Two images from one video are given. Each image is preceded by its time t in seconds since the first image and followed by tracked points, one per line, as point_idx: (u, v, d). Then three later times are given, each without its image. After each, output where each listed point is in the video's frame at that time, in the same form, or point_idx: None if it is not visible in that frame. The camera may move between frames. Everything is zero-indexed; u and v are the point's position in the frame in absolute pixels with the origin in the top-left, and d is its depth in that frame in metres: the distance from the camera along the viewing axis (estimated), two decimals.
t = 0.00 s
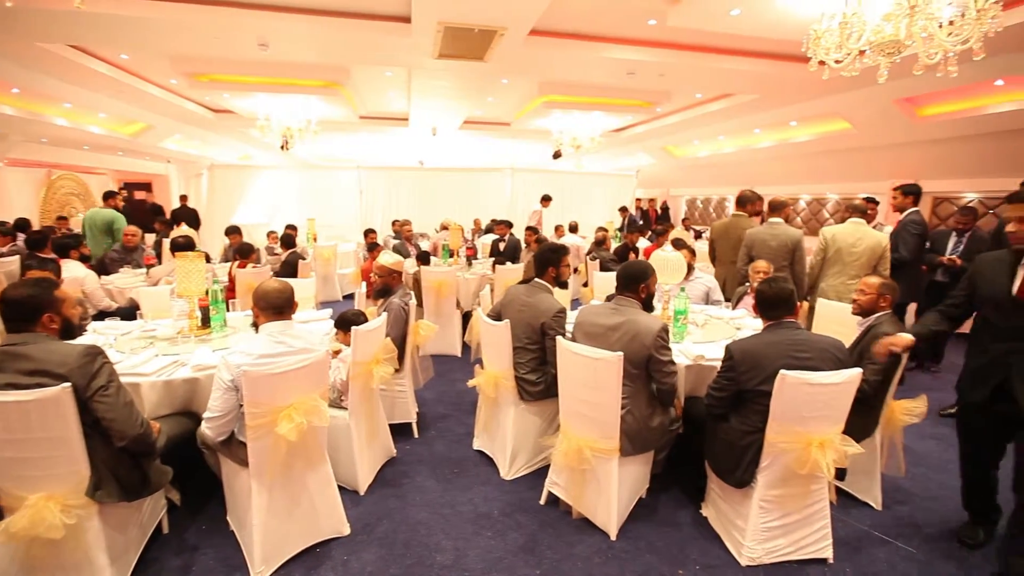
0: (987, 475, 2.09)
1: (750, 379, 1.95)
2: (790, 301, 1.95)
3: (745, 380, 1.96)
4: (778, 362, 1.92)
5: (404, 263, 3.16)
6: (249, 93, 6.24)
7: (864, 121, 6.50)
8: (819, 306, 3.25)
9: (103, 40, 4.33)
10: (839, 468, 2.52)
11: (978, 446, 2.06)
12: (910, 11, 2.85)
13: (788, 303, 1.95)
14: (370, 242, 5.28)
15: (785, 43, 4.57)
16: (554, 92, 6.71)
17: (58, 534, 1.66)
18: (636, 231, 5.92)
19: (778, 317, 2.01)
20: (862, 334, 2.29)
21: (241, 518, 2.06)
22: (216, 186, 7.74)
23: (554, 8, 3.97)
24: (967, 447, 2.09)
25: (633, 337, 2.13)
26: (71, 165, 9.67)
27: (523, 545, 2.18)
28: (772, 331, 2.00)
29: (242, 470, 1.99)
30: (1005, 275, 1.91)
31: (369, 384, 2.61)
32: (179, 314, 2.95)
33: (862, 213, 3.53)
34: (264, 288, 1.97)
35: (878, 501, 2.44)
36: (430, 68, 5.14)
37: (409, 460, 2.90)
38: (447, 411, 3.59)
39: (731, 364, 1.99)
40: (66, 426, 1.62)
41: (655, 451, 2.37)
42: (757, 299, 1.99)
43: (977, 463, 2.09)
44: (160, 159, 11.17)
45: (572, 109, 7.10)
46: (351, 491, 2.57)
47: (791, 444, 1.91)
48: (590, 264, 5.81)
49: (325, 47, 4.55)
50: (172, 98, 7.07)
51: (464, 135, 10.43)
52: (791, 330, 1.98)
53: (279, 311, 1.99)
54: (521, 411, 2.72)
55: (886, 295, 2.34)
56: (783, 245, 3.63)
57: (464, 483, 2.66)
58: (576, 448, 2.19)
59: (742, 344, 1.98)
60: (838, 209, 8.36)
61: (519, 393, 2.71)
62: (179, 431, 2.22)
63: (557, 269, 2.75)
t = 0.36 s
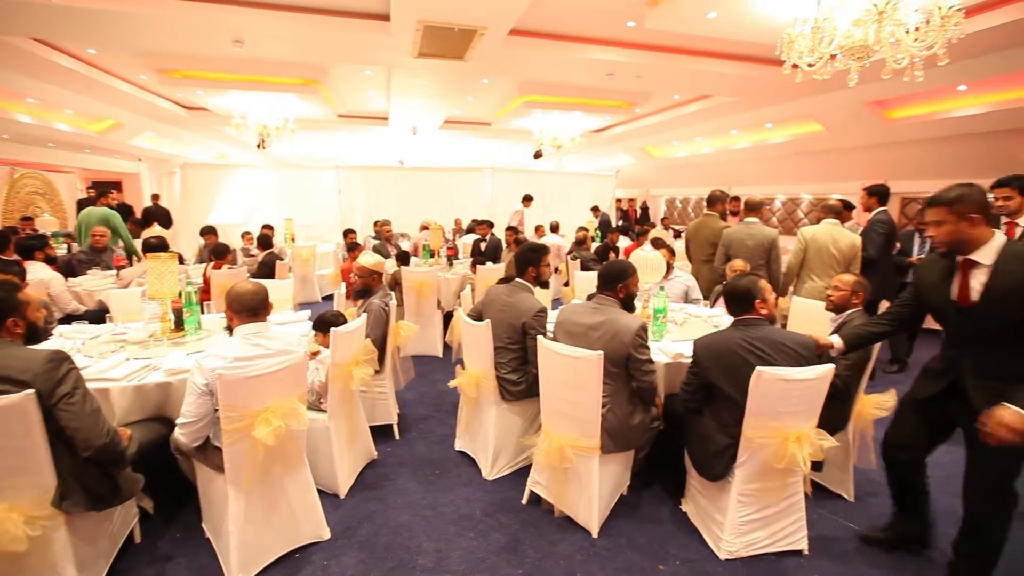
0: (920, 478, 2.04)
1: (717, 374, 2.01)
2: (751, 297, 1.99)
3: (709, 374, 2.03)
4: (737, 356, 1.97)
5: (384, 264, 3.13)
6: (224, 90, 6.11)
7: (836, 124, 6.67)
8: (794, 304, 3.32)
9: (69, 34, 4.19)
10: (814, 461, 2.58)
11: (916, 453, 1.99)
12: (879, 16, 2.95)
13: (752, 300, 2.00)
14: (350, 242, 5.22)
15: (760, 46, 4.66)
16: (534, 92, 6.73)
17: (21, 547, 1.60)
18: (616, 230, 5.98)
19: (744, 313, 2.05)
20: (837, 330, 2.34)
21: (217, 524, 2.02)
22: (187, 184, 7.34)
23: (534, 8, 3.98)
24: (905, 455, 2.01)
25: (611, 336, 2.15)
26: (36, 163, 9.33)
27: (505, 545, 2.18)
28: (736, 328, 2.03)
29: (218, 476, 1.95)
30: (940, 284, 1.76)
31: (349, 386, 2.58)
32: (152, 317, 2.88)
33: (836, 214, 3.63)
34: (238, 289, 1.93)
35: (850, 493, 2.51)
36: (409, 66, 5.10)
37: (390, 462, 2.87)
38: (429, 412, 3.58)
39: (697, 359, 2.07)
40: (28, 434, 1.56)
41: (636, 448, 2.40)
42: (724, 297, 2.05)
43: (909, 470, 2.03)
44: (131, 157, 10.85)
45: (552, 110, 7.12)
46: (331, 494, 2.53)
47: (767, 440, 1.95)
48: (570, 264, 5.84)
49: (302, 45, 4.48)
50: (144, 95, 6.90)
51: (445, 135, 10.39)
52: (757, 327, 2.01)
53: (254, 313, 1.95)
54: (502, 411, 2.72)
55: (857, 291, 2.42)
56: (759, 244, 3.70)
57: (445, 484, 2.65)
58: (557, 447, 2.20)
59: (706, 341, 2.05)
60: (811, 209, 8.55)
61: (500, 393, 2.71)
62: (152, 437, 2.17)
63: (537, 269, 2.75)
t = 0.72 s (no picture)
0: (879, 473, 2.11)
1: (687, 377, 2.05)
2: (715, 298, 2.01)
3: (680, 377, 2.07)
4: (702, 356, 2.01)
5: (364, 264, 3.10)
6: (196, 87, 5.96)
7: (808, 126, 6.83)
8: (767, 302, 3.40)
9: (30, 26, 4.03)
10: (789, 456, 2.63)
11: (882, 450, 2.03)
12: (847, 21, 3.03)
13: (717, 300, 2.02)
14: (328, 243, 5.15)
15: (735, 49, 4.74)
16: (513, 92, 6.73)
17: None
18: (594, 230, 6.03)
19: (709, 313, 2.08)
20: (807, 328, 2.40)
21: (190, 533, 1.97)
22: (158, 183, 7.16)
23: (512, 8, 3.98)
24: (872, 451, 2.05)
25: (585, 338, 2.17)
26: None
27: (486, 546, 2.17)
28: (703, 329, 2.07)
29: (192, 482, 1.91)
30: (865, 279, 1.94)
31: (328, 389, 2.54)
32: (120, 320, 2.79)
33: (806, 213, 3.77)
34: (209, 292, 1.91)
35: (823, 486, 2.57)
36: (387, 65, 5.04)
37: (370, 465, 2.84)
38: (409, 413, 3.55)
39: (668, 364, 2.10)
40: None
41: (615, 446, 2.42)
42: (688, 299, 2.08)
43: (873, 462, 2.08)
44: (98, 155, 10.51)
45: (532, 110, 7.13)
46: (309, 499, 2.49)
47: (743, 435, 1.99)
48: (550, 264, 5.86)
49: (278, 42, 4.40)
50: (112, 91, 6.69)
51: (424, 134, 10.32)
52: (724, 327, 2.05)
53: (226, 315, 1.94)
54: (483, 411, 2.71)
55: (823, 289, 2.50)
56: (738, 243, 3.76)
57: (426, 486, 2.63)
58: (538, 446, 2.21)
59: (673, 342, 2.10)
60: (785, 209, 8.75)
61: (480, 393, 2.70)
62: (119, 444, 2.10)
63: (516, 269, 2.75)
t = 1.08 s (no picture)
0: (838, 463, 2.19)
1: (658, 376, 2.10)
2: (685, 298, 2.05)
3: (652, 376, 2.11)
4: (670, 355, 2.06)
5: (337, 264, 3.06)
6: (159, 82, 5.75)
7: (775, 128, 7.02)
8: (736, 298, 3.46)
9: None
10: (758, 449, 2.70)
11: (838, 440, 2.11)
12: (810, 27, 3.11)
13: (688, 300, 2.06)
14: (299, 243, 5.05)
15: (705, 52, 4.83)
16: (488, 92, 6.72)
17: None
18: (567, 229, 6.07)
19: (681, 313, 2.11)
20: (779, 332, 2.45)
21: (154, 544, 1.91)
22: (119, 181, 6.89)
23: (485, 7, 3.97)
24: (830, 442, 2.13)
25: (557, 338, 2.19)
26: None
27: (463, 547, 2.16)
28: (674, 329, 2.10)
29: (156, 492, 1.84)
30: (801, 274, 2.12)
31: (299, 392, 2.49)
32: (78, 325, 2.67)
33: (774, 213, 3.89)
34: (172, 294, 1.85)
35: (791, 478, 2.64)
36: (359, 62, 4.97)
37: (344, 469, 2.80)
38: (384, 416, 3.51)
39: (640, 364, 2.14)
40: None
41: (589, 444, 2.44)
42: (659, 299, 2.11)
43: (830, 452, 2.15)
44: (53, 152, 10.04)
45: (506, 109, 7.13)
46: (281, 505, 2.44)
47: (714, 430, 2.03)
48: (525, 263, 5.87)
49: (245, 37, 4.28)
50: (68, 86, 6.42)
51: (397, 133, 10.21)
52: (693, 327, 2.09)
53: (191, 318, 1.87)
54: (458, 411, 2.70)
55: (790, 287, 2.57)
56: (711, 242, 3.84)
57: (402, 488, 2.61)
58: (513, 446, 2.21)
59: (643, 343, 2.15)
60: (753, 209, 8.97)
61: (455, 393, 2.69)
62: (74, 455, 2.01)
63: (490, 269, 2.74)
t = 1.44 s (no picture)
0: (806, 456, 2.25)
1: (635, 376, 2.13)
2: (660, 297, 2.08)
3: (629, 377, 2.14)
4: (645, 354, 2.09)
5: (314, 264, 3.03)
6: (123, 78, 5.55)
7: (747, 130, 7.17)
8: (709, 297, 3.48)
9: None
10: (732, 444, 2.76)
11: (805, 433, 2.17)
12: (779, 32, 3.20)
13: (662, 300, 2.09)
14: (272, 244, 4.94)
15: (679, 55, 4.90)
16: (464, 91, 6.69)
17: None
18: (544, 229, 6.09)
19: (656, 313, 2.14)
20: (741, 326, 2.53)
21: (120, 556, 1.84)
22: (80, 180, 6.63)
23: (462, 6, 3.94)
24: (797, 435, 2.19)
25: (535, 337, 2.20)
26: None
27: (442, 548, 2.15)
28: (649, 328, 2.13)
29: (122, 502, 1.78)
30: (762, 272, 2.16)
31: (273, 396, 2.44)
32: (36, 330, 2.57)
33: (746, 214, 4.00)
34: (136, 297, 1.78)
35: (763, 471, 2.71)
36: (333, 60, 4.88)
37: (320, 473, 2.75)
38: (361, 418, 3.47)
39: (617, 364, 2.18)
40: None
41: (567, 442, 2.45)
42: (635, 300, 2.14)
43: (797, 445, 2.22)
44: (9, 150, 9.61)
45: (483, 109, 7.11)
46: (254, 511, 2.39)
47: (688, 426, 2.07)
48: (502, 263, 5.87)
49: (214, 32, 4.17)
50: (26, 80, 6.16)
51: (373, 132, 10.09)
52: (669, 326, 2.11)
53: (157, 321, 1.79)
54: (436, 412, 2.69)
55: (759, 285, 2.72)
56: (688, 242, 3.92)
57: (379, 491, 2.58)
58: (491, 446, 2.21)
59: (619, 343, 2.18)
60: (726, 209, 9.14)
61: (433, 394, 2.68)
62: (29, 467, 1.92)
63: (467, 269, 2.73)
